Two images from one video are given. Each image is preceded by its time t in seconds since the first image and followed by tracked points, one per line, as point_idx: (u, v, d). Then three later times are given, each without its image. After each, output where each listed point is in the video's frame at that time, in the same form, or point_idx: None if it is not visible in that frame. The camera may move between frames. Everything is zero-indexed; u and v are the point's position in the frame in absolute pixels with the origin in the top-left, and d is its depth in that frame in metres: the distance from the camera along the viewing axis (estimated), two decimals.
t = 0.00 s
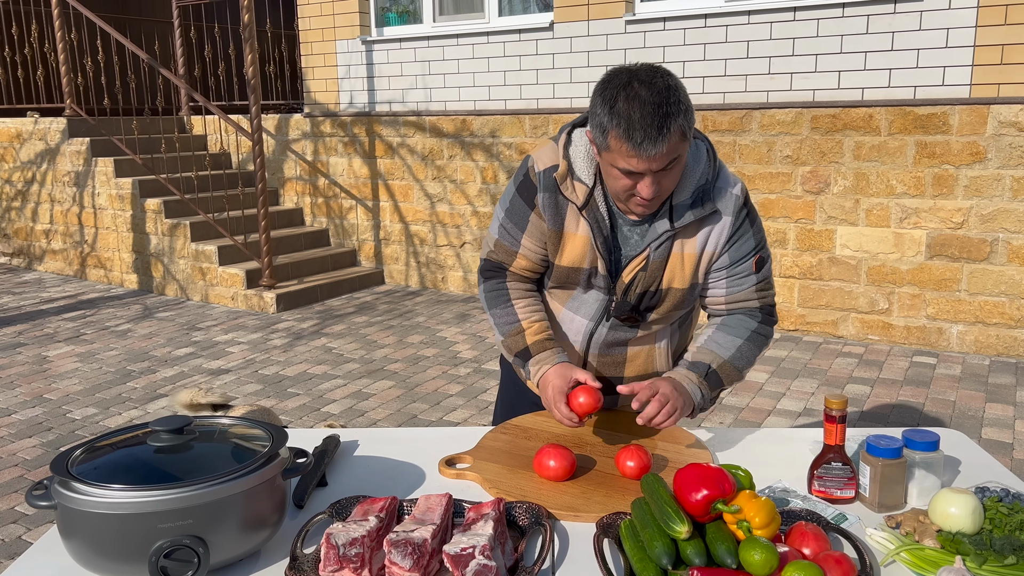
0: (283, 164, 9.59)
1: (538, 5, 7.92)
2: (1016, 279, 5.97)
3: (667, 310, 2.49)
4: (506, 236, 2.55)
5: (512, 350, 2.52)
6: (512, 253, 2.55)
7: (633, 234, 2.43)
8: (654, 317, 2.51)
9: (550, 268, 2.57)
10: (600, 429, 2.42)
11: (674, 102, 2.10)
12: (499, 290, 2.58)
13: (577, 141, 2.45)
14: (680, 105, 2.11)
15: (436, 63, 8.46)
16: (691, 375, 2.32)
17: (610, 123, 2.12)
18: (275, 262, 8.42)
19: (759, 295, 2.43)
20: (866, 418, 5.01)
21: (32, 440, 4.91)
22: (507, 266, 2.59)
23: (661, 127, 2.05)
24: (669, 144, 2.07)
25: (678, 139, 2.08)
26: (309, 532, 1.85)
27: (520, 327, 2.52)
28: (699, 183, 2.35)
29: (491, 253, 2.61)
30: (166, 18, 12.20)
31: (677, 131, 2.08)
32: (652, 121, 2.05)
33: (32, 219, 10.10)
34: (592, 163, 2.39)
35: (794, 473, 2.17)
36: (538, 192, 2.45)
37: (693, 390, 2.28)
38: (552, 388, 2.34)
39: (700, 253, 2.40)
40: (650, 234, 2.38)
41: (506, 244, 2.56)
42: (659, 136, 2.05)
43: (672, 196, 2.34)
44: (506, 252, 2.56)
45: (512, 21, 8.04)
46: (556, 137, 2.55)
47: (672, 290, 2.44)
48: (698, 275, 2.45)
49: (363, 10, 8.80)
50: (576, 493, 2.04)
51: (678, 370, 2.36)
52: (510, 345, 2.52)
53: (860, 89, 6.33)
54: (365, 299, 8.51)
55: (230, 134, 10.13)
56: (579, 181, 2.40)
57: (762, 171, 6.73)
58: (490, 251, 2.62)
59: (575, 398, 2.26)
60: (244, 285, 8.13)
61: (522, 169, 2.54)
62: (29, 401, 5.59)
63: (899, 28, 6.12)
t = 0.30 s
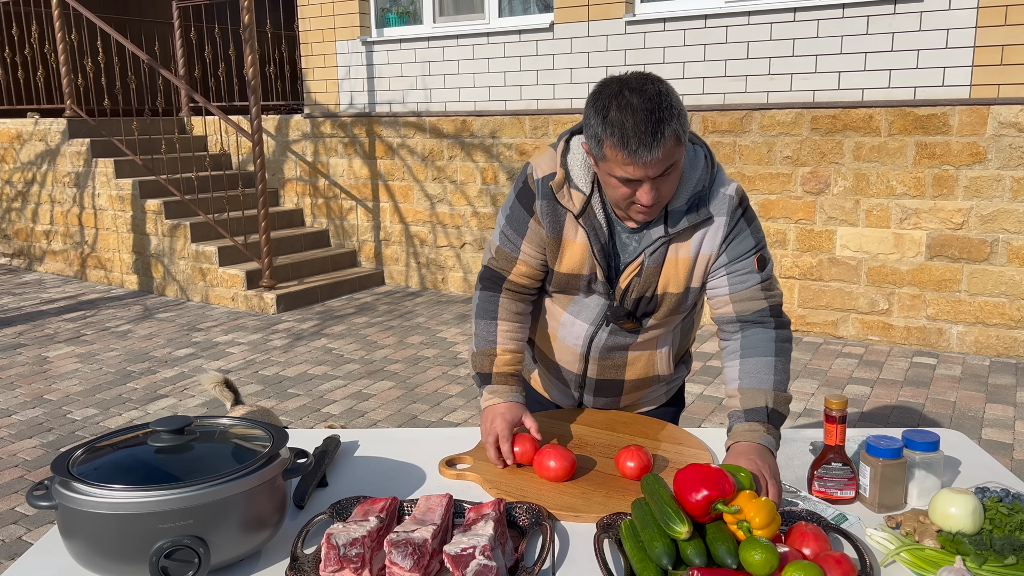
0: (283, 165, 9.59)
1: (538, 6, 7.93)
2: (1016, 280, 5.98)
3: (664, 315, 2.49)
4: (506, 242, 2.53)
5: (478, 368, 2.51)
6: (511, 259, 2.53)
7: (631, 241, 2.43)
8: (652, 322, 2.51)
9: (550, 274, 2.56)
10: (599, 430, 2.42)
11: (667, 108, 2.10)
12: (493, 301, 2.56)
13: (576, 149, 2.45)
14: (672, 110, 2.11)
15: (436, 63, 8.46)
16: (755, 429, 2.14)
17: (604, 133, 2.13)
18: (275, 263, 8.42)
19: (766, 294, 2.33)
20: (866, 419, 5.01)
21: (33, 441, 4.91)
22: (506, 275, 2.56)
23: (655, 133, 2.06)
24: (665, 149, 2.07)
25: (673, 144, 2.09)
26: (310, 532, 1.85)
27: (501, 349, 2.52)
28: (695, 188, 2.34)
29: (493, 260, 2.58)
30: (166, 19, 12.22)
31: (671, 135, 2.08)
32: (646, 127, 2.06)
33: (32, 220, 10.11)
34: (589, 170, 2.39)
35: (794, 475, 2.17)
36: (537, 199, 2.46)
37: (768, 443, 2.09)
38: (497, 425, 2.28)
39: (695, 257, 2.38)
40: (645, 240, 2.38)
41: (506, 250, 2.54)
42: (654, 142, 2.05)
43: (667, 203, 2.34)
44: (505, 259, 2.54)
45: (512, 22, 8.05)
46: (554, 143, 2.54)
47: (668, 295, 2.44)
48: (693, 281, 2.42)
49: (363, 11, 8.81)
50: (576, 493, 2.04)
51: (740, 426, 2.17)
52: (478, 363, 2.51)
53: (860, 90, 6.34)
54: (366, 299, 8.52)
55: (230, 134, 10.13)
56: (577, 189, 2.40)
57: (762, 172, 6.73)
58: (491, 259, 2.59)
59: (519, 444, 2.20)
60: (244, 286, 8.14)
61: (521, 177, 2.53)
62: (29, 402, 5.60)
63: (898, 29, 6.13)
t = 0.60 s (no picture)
0: (283, 166, 9.60)
1: (538, 7, 7.94)
2: (1016, 281, 5.98)
3: (661, 314, 2.49)
4: (509, 236, 2.53)
5: (479, 364, 2.50)
6: (513, 253, 2.53)
7: (630, 238, 2.43)
8: (649, 321, 2.51)
9: (550, 270, 2.55)
10: (600, 431, 2.42)
11: (664, 102, 2.10)
12: (496, 296, 2.55)
13: (578, 145, 2.46)
14: (669, 104, 2.11)
15: (436, 65, 8.47)
16: (755, 432, 2.13)
17: (601, 127, 2.13)
18: (275, 264, 8.43)
19: (759, 296, 2.33)
20: (866, 420, 5.01)
21: (32, 442, 4.91)
22: (510, 271, 2.55)
23: (649, 126, 2.06)
24: (659, 143, 2.07)
25: (668, 137, 2.09)
26: (310, 533, 1.86)
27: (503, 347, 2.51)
28: (695, 187, 2.35)
29: (496, 256, 2.57)
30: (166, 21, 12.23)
31: (667, 129, 2.08)
32: (640, 120, 2.06)
33: (32, 221, 10.11)
34: (591, 167, 2.40)
35: (794, 476, 2.17)
36: (538, 194, 2.46)
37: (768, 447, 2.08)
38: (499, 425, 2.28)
39: (692, 257, 2.38)
40: (644, 238, 2.39)
41: (508, 244, 2.53)
42: (649, 135, 2.06)
43: (666, 201, 2.35)
44: (507, 254, 2.54)
45: (512, 23, 8.05)
46: (558, 140, 2.55)
47: (665, 294, 2.44)
48: (690, 282, 2.43)
49: (363, 12, 8.81)
50: (576, 494, 2.04)
51: (741, 429, 2.15)
52: (479, 359, 2.50)
53: (859, 91, 6.34)
54: (366, 301, 8.52)
55: (230, 135, 10.13)
56: (578, 184, 2.41)
57: (761, 173, 6.73)
58: (494, 254, 2.58)
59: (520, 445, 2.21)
60: (244, 287, 8.14)
61: (524, 172, 2.54)
62: (29, 403, 5.60)
63: (898, 30, 6.14)
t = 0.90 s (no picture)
0: (283, 168, 9.61)
1: (538, 9, 7.95)
2: (1015, 282, 5.98)
3: (665, 316, 2.50)
4: (511, 239, 2.52)
5: (480, 366, 2.50)
6: (516, 256, 2.51)
7: (633, 240, 2.43)
8: (652, 322, 2.52)
9: (552, 273, 2.55)
10: (600, 433, 2.43)
11: (668, 106, 2.11)
12: (498, 299, 2.54)
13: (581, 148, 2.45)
14: (674, 108, 2.12)
15: (436, 67, 8.47)
16: (765, 424, 2.18)
17: (607, 132, 2.13)
18: (275, 266, 8.43)
19: (768, 297, 2.38)
20: (865, 421, 5.02)
21: (33, 444, 4.91)
22: (512, 273, 2.54)
23: (656, 131, 2.06)
24: (666, 147, 2.08)
25: (674, 140, 2.09)
26: (309, 535, 1.86)
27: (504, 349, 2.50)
28: (699, 189, 2.36)
29: (497, 258, 2.56)
30: (166, 23, 12.23)
31: (673, 133, 2.09)
32: (647, 125, 2.06)
33: (32, 223, 10.12)
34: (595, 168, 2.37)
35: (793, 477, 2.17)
36: (543, 196, 2.44)
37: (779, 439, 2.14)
38: (500, 423, 2.28)
39: (698, 259, 2.40)
40: (649, 240, 2.39)
41: (510, 247, 2.52)
42: (656, 140, 2.06)
43: (671, 203, 2.36)
44: (509, 256, 2.53)
45: (512, 25, 8.05)
46: (559, 142, 2.54)
47: (669, 296, 2.46)
48: (696, 284, 2.46)
49: (363, 14, 8.82)
50: (576, 496, 2.04)
51: (754, 425, 2.19)
52: (481, 361, 2.50)
53: (859, 92, 6.34)
54: (366, 302, 8.53)
55: (231, 137, 10.14)
56: (582, 187, 2.40)
57: (761, 174, 6.74)
58: (496, 256, 2.57)
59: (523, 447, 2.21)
60: (244, 289, 8.14)
61: (526, 174, 2.53)
62: (29, 405, 5.60)
63: (897, 32, 6.14)
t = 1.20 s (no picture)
0: (283, 169, 9.61)
1: (538, 11, 7.95)
2: (1016, 282, 5.98)
3: (667, 313, 2.50)
4: (513, 238, 2.52)
5: (483, 367, 2.49)
6: (518, 255, 2.51)
7: (634, 237, 2.43)
8: (655, 319, 2.52)
9: (554, 271, 2.54)
10: (602, 433, 2.43)
11: (667, 115, 2.09)
12: (500, 299, 2.54)
13: (581, 146, 2.45)
14: (671, 117, 2.10)
15: (436, 68, 8.48)
16: (746, 410, 2.26)
17: (600, 128, 2.14)
18: (275, 267, 8.43)
19: (766, 295, 2.43)
20: (865, 422, 5.02)
21: (33, 445, 4.92)
22: (515, 272, 2.54)
23: (645, 138, 2.06)
24: (653, 154, 2.08)
25: (664, 150, 2.09)
26: (309, 536, 1.86)
27: (506, 350, 2.49)
28: (699, 186, 2.37)
29: (499, 258, 2.56)
30: (166, 24, 12.23)
31: (663, 143, 2.09)
32: (638, 130, 2.06)
33: (32, 224, 10.12)
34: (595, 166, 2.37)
35: (793, 478, 2.17)
36: (544, 194, 2.44)
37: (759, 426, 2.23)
38: (503, 423, 2.28)
39: (700, 255, 2.41)
40: (650, 238, 2.39)
41: (512, 246, 2.52)
42: (643, 146, 2.07)
43: (671, 199, 2.36)
44: (510, 254, 2.53)
45: (512, 26, 8.05)
46: (559, 141, 2.54)
47: (672, 293, 2.46)
48: (699, 279, 2.46)
49: (363, 15, 8.82)
50: (576, 497, 2.04)
51: (737, 409, 2.27)
52: (484, 360, 2.49)
53: (859, 93, 6.34)
54: (365, 303, 8.52)
55: (230, 138, 10.15)
56: (583, 184, 2.39)
57: (761, 175, 6.74)
58: (498, 255, 2.57)
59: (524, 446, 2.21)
60: (244, 290, 8.14)
61: (527, 173, 2.53)
62: (29, 406, 5.60)
63: (897, 33, 6.14)
